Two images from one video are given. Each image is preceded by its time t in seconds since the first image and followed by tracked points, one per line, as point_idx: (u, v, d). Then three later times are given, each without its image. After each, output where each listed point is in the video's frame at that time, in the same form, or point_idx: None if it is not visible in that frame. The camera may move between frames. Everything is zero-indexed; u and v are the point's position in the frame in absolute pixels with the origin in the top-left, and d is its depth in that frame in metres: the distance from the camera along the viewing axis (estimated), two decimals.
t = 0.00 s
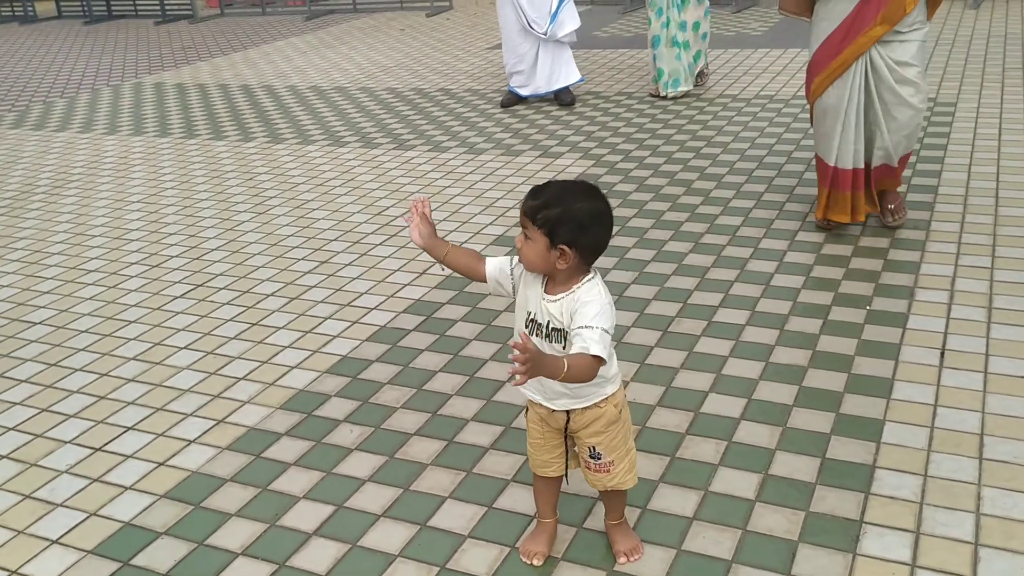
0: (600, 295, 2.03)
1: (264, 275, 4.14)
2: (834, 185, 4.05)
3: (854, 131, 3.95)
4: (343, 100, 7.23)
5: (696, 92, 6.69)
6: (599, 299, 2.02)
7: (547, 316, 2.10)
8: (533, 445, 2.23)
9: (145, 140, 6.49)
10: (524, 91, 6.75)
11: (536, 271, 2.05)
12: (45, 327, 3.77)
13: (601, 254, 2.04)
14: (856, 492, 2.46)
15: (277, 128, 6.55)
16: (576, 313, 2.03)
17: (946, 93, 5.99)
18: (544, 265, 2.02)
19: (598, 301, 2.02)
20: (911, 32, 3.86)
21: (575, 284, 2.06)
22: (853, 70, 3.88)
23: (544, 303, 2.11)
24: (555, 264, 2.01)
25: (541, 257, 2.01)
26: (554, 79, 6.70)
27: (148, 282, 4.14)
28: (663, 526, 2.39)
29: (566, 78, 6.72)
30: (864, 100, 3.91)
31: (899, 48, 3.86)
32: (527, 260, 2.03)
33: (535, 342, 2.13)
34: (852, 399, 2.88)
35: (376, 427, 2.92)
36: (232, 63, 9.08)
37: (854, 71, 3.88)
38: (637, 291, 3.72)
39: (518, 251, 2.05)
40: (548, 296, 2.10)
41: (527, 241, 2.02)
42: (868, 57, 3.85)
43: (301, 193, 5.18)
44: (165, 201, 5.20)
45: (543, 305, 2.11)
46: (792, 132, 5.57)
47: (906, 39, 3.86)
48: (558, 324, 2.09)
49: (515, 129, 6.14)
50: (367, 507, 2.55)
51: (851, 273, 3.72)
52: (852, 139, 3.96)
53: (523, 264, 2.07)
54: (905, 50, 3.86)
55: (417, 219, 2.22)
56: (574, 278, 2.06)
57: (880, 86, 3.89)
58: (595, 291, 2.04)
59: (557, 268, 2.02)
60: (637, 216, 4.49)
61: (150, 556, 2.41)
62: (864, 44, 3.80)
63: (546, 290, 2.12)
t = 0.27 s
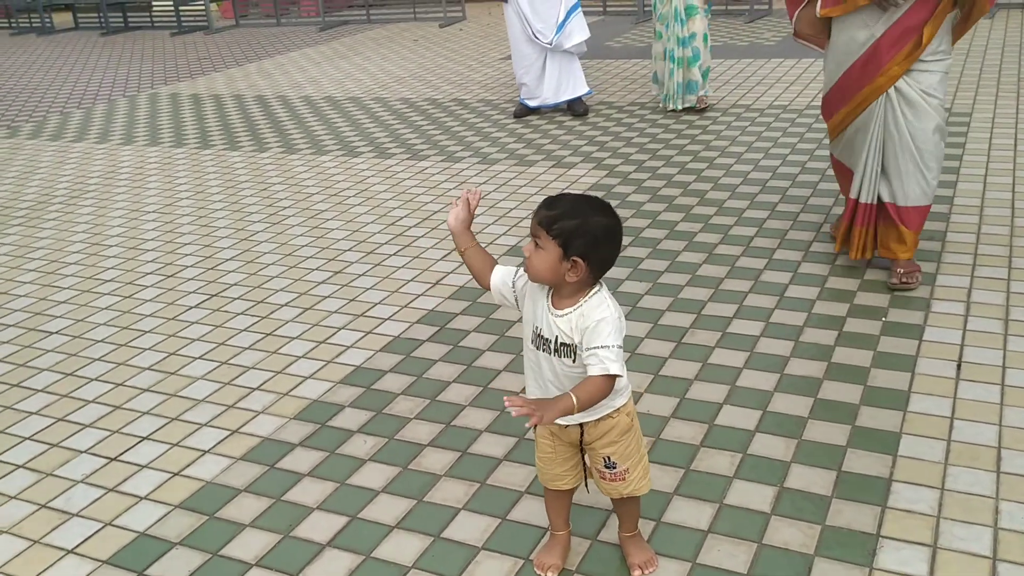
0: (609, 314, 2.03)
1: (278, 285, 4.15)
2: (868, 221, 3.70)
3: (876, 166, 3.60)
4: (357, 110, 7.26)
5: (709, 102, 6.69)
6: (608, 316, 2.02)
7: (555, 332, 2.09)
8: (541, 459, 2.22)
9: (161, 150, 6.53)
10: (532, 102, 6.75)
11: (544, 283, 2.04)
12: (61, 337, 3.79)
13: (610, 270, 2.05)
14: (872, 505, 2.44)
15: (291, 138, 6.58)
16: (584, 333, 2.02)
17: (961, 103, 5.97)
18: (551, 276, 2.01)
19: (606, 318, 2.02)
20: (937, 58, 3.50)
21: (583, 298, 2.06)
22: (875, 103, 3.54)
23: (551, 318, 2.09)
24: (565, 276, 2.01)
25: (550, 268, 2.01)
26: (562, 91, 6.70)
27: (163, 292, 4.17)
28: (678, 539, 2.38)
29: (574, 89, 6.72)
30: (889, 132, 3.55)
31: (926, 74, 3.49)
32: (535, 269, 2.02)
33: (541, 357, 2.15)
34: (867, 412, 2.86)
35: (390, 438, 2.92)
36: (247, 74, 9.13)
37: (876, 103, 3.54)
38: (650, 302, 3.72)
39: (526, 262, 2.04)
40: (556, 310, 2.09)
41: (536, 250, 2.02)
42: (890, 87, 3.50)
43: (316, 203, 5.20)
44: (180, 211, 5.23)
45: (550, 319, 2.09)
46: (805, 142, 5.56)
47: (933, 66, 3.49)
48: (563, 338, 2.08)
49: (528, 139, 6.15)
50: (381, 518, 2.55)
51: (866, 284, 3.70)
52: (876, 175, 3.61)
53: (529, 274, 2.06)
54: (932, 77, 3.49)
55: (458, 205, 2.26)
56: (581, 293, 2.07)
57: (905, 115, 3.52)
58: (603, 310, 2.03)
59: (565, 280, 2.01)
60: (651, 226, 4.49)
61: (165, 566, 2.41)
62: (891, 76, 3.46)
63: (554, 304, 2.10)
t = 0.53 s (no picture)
0: (630, 320, 2.03)
1: (289, 288, 4.16)
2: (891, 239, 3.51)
3: (902, 181, 3.41)
4: (370, 115, 7.28)
5: (722, 108, 6.68)
6: (619, 323, 2.02)
7: (566, 335, 2.09)
8: (550, 463, 2.23)
9: (174, 153, 6.57)
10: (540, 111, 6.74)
11: (553, 285, 2.05)
12: (74, 338, 3.81)
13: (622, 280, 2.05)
14: (884, 514, 2.43)
15: (303, 142, 6.61)
16: (607, 341, 2.02)
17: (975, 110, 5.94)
18: (560, 280, 2.02)
19: (617, 324, 2.02)
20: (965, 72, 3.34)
21: (593, 304, 2.06)
22: (897, 114, 3.36)
23: (562, 321, 2.10)
24: (573, 281, 2.01)
25: (559, 272, 2.01)
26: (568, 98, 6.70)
27: (175, 295, 4.18)
28: (688, 546, 2.37)
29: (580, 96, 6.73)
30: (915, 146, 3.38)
31: (953, 87, 3.34)
32: (544, 271, 2.03)
33: (549, 361, 2.15)
34: (880, 419, 2.84)
35: (400, 442, 2.92)
36: (260, 78, 9.17)
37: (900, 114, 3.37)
38: (661, 308, 3.71)
39: (538, 263, 2.05)
40: (569, 313, 2.09)
41: (547, 253, 2.02)
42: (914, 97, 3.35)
43: (328, 207, 5.21)
44: (193, 215, 5.26)
45: (562, 322, 2.10)
46: (818, 149, 5.54)
47: (960, 79, 3.34)
48: (573, 343, 2.08)
49: (539, 145, 6.15)
50: (391, 522, 2.54)
51: (879, 291, 3.68)
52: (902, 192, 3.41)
53: (539, 276, 2.07)
54: (959, 91, 3.35)
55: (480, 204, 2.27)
56: (591, 299, 2.06)
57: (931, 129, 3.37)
58: (621, 317, 2.03)
59: (574, 285, 2.02)
60: (662, 232, 4.48)
61: (175, 568, 2.42)
62: (904, 88, 3.29)
63: (566, 307, 2.11)
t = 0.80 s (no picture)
0: (637, 319, 2.02)
1: (297, 288, 4.17)
2: (891, 272, 3.23)
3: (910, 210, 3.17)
4: (378, 115, 7.28)
5: (730, 110, 6.66)
6: (628, 322, 2.01)
7: (575, 334, 2.09)
8: (561, 462, 2.23)
9: (183, 153, 6.59)
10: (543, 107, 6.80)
11: (562, 285, 2.05)
12: (82, 337, 3.82)
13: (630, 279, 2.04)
14: (891, 518, 2.42)
15: (312, 143, 6.62)
16: (615, 340, 2.01)
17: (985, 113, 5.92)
18: (569, 280, 2.02)
19: (626, 324, 2.02)
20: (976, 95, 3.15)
21: (602, 303, 2.06)
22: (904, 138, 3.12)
23: (572, 320, 2.10)
24: (582, 281, 2.01)
25: (569, 271, 2.01)
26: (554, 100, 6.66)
27: (183, 294, 4.19)
28: (694, 549, 2.37)
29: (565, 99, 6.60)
30: (924, 169, 3.17)
31: (965, 111, 3.15)
32: (553, 270, 2.03)
33: (560, 360, 2.15)
34: (887, 423, 2.83)
35: (406, 442, 2.92)
36: (269, 78, 9.19)
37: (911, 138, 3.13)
38: (668, 310, 3.70)
39: (547, 262, 2.05)
40: (578, 313, 2.09)
41: (556, 252, 2.02)
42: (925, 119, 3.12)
43: (335, 207, 5.22)
44: (202, 214, 5.27)
45: (571, 321, 2.10)
46: (827, 151, 5.52)
47: (971, 102, 3.14)
48: (582, 342, 2.08)
49: (547, 146, 6.15)
50: (396, 522, 2.54)
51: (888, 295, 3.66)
52: (911, 217, 3.17)
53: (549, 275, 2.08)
54: (969, 113, 3.16)
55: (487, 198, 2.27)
56: (601, 298, 2.06)
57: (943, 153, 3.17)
58: (628, 316, 2.02)
59: (583, 284, 2.02)
60: (670, 234, 4.47)
61: (180, 566, 2.42)
62: (907, 114, 3.06)
63: (575, 306, 2.11)
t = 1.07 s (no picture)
0: (642, 320, 2.02)
1: (300, 287, 4.17)
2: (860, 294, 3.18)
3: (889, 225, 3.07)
4: (381, 115, 7.28)
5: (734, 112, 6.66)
6: (634, 322, 2.01)
7: (580, 333, 2.09)
8: (561, 464, 2.22)
9: (187, 151, 6.59)
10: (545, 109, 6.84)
11: (570, 282, 2.05)
12: (85, 334, 3.82)
13: (638, 280, 2.04)
14: (894, 521, 2.41)
15: (315, 142, 6.62)
16: (618, 339, 2.01)
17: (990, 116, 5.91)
18: (577, 278, 2.02)
19: (632, 323, 2.01)
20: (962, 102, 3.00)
21: (608, 302, 2.06)
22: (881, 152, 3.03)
23: (578, 318, 2.10)
24: (589, 280, 2.01)
25: (577, 269, 2.01)
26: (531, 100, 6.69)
27: (186, 292, 4.19)
28: (696, 551, 2.36)
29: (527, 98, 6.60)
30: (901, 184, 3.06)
31: (949, 120, 3.00)
32: (561, 268, 2.03)
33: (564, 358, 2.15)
34: (891, 426, 2.82)
35: (408, 442, 2.92)
36: (273, 77, 9.19)
37: (888, 150, 3.03)
38: (671, 311, 3.70)
39: (556, 259, 2.05)
40: (584, 311, 2.09)
41: (565, 250, 2.02)
42: (903, 129, 3.00)
43: (338, 207, 5.22)
44: (205, 213, 5.27)
45: (576, 319, 2.10)
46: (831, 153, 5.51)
47: (955, 110, 3.00)
48: (587, 341, 2.08)
49: (551, 146, 6.15)
50: (398, 522, 2.54)
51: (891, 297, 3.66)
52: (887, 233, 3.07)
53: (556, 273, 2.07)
54: (955, 124, 3.01)
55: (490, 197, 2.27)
56: (608, 298, 2.06)
57: (927, 167, 3.03)
58: (633, 317, 2.02)
59: (590, 283, 2.01)
60: (674, 235, 4.47)
61: (182, 565, 2.42)
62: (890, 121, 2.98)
63: (581, 305, 2.11)
